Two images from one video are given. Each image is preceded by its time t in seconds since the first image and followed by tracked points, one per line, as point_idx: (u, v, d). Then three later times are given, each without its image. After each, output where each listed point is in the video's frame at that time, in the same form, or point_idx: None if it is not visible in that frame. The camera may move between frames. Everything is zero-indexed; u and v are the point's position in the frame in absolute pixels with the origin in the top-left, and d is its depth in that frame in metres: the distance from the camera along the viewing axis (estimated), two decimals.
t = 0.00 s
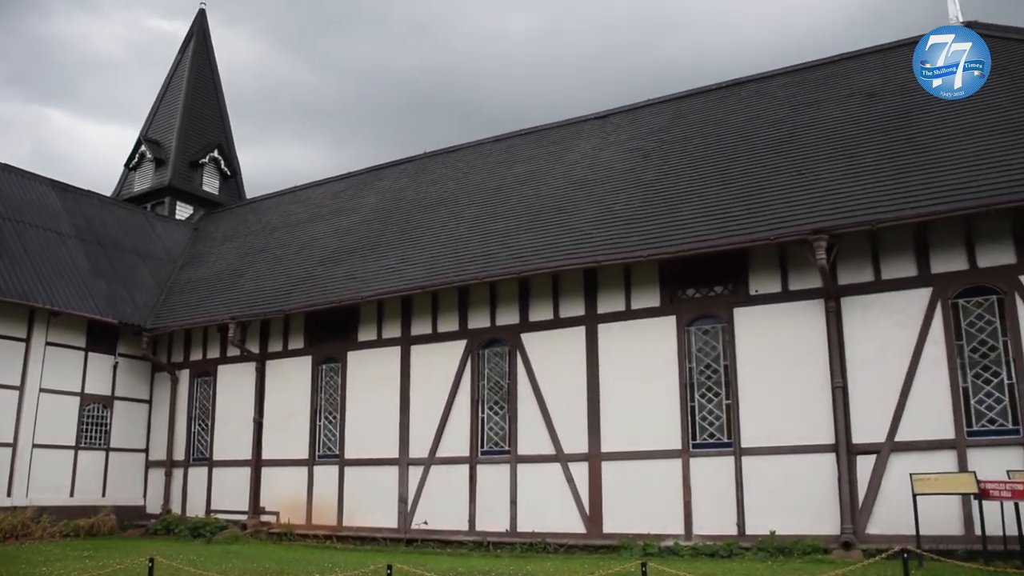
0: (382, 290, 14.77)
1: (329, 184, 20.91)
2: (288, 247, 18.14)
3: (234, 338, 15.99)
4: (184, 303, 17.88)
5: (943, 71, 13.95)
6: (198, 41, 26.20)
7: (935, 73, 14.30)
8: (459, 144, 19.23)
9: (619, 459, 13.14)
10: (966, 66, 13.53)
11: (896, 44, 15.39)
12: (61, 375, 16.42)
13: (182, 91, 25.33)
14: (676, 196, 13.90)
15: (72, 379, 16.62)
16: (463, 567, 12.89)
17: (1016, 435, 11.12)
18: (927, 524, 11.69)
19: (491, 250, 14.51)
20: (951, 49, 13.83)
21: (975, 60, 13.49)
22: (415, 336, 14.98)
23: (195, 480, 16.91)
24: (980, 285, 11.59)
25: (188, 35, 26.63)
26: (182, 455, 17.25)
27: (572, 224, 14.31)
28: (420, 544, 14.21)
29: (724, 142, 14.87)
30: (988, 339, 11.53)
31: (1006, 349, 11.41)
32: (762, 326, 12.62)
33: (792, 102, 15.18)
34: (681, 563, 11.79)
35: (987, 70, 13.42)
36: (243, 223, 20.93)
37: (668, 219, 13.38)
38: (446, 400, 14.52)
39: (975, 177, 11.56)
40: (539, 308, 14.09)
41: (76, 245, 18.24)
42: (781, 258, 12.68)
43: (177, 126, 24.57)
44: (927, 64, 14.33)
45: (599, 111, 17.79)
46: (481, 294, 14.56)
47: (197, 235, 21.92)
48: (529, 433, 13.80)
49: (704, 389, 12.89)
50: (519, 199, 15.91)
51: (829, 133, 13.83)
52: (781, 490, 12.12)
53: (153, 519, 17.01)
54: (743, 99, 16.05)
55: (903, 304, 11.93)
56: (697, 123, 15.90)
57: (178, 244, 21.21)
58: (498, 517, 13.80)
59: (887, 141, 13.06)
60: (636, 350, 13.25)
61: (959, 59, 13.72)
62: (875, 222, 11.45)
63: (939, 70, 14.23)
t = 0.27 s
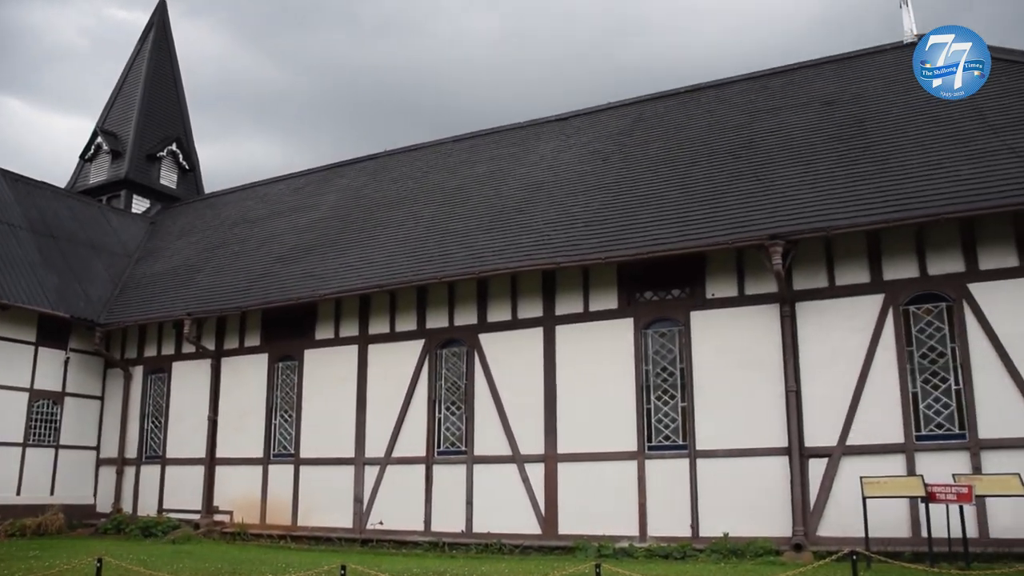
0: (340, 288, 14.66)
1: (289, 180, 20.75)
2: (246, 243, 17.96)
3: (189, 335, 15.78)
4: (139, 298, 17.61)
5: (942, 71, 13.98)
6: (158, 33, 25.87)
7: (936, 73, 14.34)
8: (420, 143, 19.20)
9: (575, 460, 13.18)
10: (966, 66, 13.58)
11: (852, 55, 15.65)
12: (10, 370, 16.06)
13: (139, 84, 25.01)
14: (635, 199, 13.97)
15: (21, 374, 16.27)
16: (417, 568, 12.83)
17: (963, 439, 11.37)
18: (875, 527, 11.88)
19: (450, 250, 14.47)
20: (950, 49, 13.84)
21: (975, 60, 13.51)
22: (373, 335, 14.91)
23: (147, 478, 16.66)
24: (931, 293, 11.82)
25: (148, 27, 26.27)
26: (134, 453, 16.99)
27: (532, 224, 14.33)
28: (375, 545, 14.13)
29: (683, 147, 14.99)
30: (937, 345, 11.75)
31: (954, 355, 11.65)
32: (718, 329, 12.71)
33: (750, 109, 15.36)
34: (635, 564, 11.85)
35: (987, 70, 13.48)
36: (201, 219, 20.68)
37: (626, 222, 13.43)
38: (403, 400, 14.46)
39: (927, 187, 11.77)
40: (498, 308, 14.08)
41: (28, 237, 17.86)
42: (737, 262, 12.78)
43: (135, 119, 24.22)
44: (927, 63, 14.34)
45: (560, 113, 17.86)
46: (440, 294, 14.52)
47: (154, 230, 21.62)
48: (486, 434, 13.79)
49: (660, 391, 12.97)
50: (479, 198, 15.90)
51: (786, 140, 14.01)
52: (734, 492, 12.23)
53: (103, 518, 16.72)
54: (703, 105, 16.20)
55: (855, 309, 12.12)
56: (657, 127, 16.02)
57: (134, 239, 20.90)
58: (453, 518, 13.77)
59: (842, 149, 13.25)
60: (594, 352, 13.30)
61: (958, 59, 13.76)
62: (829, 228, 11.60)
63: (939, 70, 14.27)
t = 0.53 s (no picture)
0: (299, 286, 14.51)
1: (249, 175, 20.52)
2: (204, 238, 17.72)
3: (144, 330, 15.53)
4: (92, 292, 17.30)
5: (943, 71, 13.71)
6: (116, 23, 25.46)
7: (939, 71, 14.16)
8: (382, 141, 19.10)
9: (531, 461, 13.17)
10: (965, 66, 13.46)
11: (812, 63, 15.84)
12: None
13: (96, 74, 24.60)
14: (595, 201, 13.98)
15: None
16: (372, 568, 12.73)
17: (914, 443, 11.56)
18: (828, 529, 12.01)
19: (410, 248, 14.38)
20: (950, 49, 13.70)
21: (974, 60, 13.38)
22: (331, 333, 14.78)
23: (98, 476, 16.38)
24: (885, 298, 11.97)
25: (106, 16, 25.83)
26: (85, 450, 16.69)
27: (492, 224, 14.29)
28: (330, 544, 14.01)
29: (644, 150, 15.05)
30: (891, 350, 11.91)
31: (907, 361, 11.82)
32: (676, 331, 12.76)
33: (711, 114, 15.46)
34: (590, 565, 11.87)
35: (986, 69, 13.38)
36: (158, 212, 20.38)
37: (587, 223, 13.43)
38: (360, 399, 14.35)
39: (883, 194, 11.92)
40: (457, 308, 14.03)
41: None
42: (696, 266, 12.83)
43: (91, 109, 23.80)
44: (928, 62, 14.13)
45: (523, 114, 17.87)
46: (399, 292, 14.43)
47: (110, 222, 21.26)
48: (443, 434, 13.73)
49: (618, 393, 13.00)
50: (440, 197, 15.83)
51: (745, 146, 14.12)
52: (690, 494, 12.30)
53: (52, 516, 16.40)
54: (665, 109, 16.28)
55: (811, 313, 12.23)
56: (619, 130, 16.07)
57: (89, 232, 20.53)
58: (409, 518, 13.70)
59: (800, 155, 13.38)
60: (553, 353, 13.29)
61: (958, 59, 13.59)
62: (787, 233, 11.69)
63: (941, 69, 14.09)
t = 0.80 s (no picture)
0: (258, 282, 14.35)
1: (208, 169, 20.28)
2: (161, 232, 17.46)
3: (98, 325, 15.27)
4: (45, 286, 16.97)
5: (943, 71, 14.05)
6: (73, 12, 25.01)
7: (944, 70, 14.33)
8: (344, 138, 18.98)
9: (490, 461, 13.16)
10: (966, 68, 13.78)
11: (772, 68, 16.03)
12: None
13: (51, 64, 24.12)
14: (557, 201, 13.99)
15: None
16: (329, 567, 12.63)
17: (867, 443, 11.74)
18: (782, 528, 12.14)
19: (370, 246, 14.29)
20: (951, 49, 14.27)
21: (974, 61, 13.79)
22: (289, 330, 14.64)
23: (49, 474, 16.07)
24: (842, 301, 12.12)
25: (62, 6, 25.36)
26: (35, 447, 16.37)
27: (453, 223, 14.25)
28: (287, 543, 13.88)
29: (606, 151, 15.11)
30: (846, 353, 12.08)
31: (861, 363, 11.99)
32: (635, 332, 12.81)
33: (672, 117, 15.57)
34: (548, 564, 11.89)
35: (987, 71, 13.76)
36: (114, 206, 20.05)
37: (548, 224, 13.43)
38: (319, 397, 14.23)
39: (840, 199, 12.07)
40: (418, 306, 13.97)
41: None
42: (656, 267, 12.89)
43: (46, 100, 23.34)
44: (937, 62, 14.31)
45: (486, 113, 17.86)
46: (359, 290, 14.33)
47: (65, 215, 20.87)
48: (402, 432, 13.67)
49: (577, 393, 13.03)
50: (402, 195, 15.76)
51: (705, 149, 14.22)
52: (647, 493, 12.37)
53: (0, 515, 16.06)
54: (627, 111, 16.36)
55: (768, 316, 12.35)
56: (581, 131, 16.12)
57: (42, 225, 20.13)
58: (367, 517, 13.62)
59: (759, 159, 13.51)
60: (513, 352, 13.29)
61: (957, 59, 14.11)
62: (746, 235, 11.78)
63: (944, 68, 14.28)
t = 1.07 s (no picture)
0: (216, 278, 14.19)
1: (166, 164, 20.03)
2: (118, 227, 17.19)
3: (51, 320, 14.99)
4: None
5: (942, 71, 15.72)
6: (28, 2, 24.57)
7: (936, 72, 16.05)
8: (306, 135, 18.87)
9: (449, 460, 13.14)
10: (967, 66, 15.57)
11: (732, 74, 16.24)
12: None
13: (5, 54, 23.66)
14: (519, 202, 14.02)
15: None
16: (286, 567, 12.52)
17: (822, 444, 11.92)
18: (739, 527, 12.27)
19: (331, 243, 14.20)
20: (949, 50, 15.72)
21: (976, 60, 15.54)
22: (248, 328, 14.50)
23: None
24: (799, 304, 12.29)
25: None
26: None
27: (415, 221, 14.21)
28: (244, 543, 13.74)
29: (568, 153, 15.17)
30: (802, 355, 12.25)
31: (817, 365, 12.17)
32: (596, 333, 12.88)
33: (635, 119, 15.69)
34: (507, 564, 11.90)
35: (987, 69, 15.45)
36: (70, 199, 19.70)
37: (510, 224, 13.45)
38: (278, 395, 14.11)
39: (798, 203, 12.24)
40: (378, 305, 13.92)
41: None
42: (617, 268, 12.97)
43: None
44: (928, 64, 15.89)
45: (449, 113, 17.86)
46: (320, 288, 14.23)
47: (18, 209, 20.45)
48: (361, 430, 13.60)
49: (537, 392, 13.06)
50: (363, 193, 15.69)
51: (666, 152, 14.35)
52: (606, 493, 12.44)
53: None
54: (590, 113, 16.45)
55: (726, 318, 12.48)
56: (544, 132, 16.17)
57: None
58: (325, 516, 13.53)
59: (719, 163, 13.66)
60: (474, 351, 13.28)
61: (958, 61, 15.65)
62: (706, 238, 11.89)
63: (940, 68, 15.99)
